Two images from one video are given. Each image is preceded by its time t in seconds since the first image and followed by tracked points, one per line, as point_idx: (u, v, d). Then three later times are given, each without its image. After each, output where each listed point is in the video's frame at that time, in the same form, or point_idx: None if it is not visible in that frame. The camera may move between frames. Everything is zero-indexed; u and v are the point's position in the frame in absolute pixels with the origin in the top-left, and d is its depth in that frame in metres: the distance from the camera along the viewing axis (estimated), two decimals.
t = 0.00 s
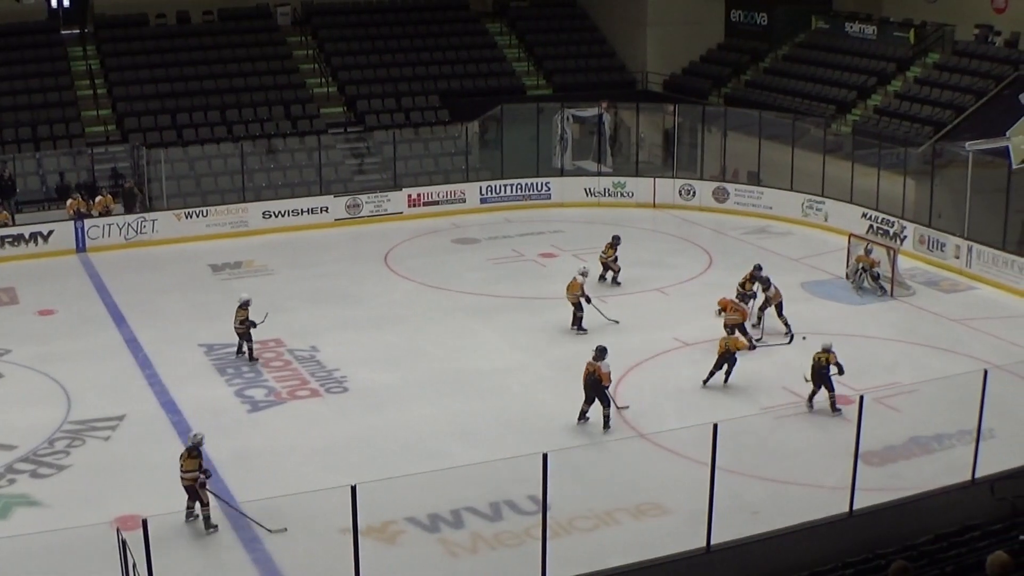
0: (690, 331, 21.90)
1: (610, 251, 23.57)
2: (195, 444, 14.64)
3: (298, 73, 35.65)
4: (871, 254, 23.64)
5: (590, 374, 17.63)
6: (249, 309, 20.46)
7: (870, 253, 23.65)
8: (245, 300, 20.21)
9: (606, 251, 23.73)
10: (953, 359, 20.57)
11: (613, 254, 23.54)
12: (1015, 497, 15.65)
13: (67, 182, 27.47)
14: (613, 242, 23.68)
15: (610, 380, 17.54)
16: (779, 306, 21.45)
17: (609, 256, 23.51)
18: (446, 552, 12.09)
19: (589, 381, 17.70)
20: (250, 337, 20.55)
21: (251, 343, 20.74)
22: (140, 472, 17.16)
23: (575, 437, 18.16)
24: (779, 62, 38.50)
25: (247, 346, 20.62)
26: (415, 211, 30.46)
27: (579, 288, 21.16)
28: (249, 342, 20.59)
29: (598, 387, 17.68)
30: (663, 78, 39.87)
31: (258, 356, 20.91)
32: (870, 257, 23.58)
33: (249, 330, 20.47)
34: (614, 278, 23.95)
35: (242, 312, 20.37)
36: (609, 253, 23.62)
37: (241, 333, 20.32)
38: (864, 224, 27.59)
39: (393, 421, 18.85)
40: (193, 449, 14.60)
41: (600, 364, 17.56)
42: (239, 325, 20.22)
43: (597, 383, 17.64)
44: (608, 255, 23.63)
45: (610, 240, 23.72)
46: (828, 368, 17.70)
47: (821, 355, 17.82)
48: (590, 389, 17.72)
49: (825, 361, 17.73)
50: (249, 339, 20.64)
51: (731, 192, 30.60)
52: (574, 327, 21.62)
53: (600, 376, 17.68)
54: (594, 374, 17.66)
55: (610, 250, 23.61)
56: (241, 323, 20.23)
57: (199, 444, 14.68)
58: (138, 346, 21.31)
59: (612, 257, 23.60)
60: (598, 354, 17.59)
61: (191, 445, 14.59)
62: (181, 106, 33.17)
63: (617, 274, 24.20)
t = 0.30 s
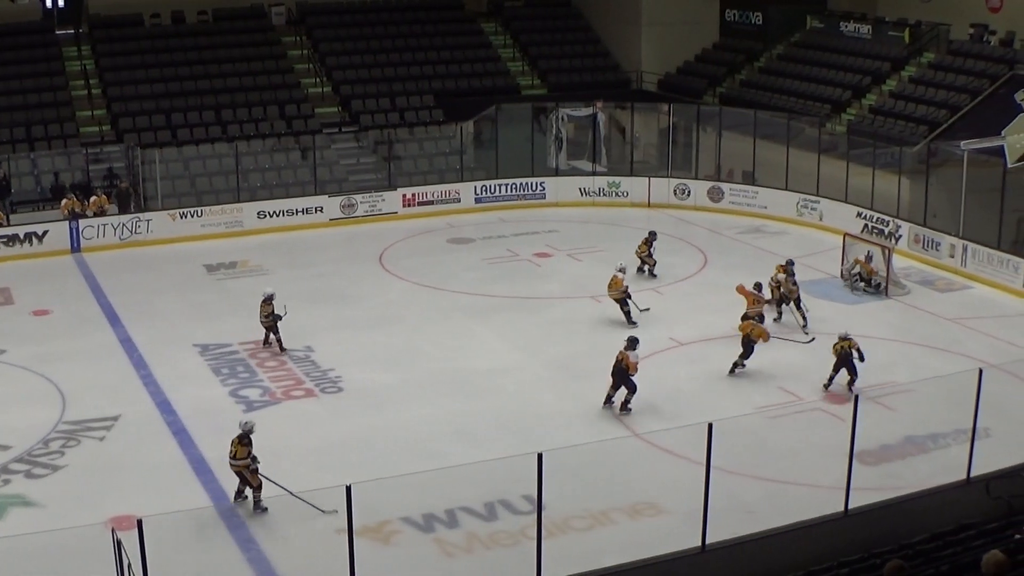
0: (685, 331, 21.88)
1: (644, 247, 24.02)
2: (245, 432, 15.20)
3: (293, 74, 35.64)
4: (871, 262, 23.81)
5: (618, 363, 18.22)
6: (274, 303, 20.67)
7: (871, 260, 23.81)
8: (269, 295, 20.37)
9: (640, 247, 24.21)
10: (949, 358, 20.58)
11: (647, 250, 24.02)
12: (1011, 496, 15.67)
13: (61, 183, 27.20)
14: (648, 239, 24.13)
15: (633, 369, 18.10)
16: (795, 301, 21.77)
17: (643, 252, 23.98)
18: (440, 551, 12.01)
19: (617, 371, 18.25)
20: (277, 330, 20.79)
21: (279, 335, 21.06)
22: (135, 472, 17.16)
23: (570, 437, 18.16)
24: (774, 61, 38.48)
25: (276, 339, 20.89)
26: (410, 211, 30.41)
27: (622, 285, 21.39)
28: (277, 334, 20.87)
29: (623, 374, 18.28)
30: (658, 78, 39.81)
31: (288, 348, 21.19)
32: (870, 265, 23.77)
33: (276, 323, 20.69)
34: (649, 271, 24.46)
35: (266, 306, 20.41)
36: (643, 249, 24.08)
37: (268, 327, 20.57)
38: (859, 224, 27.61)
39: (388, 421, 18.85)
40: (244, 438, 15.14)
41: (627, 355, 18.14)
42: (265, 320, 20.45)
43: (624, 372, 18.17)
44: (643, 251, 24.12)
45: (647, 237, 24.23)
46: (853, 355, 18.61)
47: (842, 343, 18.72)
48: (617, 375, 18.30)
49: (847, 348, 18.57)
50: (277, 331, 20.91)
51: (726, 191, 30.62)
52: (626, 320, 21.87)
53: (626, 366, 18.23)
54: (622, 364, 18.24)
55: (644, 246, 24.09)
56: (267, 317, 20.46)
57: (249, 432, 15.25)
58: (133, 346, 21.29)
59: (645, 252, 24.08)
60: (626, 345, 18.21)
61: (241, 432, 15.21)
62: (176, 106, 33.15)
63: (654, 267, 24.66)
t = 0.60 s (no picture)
0: (672, 330, 21.88)
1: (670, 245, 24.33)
2: (288, 425, 15.45)
3: (278, 74, 35.58)
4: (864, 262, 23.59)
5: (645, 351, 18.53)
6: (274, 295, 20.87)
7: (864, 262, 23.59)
8: (268, 286, 20.54)
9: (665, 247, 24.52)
10: (935, 356, 20.61)
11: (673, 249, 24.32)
12: (996, 494, 15.68)
13: (46, 183, 27.16)
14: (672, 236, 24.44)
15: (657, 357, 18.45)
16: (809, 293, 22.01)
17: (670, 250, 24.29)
18: (425, 551, 12.16)
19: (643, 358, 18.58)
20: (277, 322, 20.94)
21: (278, 329, 21.23)
22: (121, 474, 17.15)
23: (556, 437, 18.17)
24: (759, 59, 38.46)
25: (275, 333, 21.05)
26: (395, 211, 30.39)
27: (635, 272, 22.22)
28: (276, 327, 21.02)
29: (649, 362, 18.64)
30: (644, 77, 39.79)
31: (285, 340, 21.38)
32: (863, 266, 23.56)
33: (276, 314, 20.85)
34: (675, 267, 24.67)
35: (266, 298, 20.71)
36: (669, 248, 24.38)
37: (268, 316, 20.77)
38: (845, 221, 27.67)
39: (373, 421, 18.84)
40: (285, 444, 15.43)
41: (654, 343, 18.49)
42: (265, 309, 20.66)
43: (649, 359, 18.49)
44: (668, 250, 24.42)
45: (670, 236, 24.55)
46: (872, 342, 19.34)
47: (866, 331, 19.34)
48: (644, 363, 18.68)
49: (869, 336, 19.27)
50: (276, 324, 21.10)
51: (711, 190, 30.62)
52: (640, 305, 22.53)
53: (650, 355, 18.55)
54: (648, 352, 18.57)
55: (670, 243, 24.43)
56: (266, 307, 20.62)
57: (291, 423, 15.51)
58: (119, 347, 21.27)
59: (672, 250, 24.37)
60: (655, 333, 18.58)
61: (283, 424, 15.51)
62: (162, 107, 33.10)
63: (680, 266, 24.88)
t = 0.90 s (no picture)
0: (641, 328, 21.90)
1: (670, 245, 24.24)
2: (313, 425, 15.23)
3: (243, 75, 35.46)
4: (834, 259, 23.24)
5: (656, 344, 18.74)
6: (248, 290, 20.95)
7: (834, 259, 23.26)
8: (242, 282, 20.68)
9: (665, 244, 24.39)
10: (906, 352, 20.65)
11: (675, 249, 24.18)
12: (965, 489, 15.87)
13: (12, 188, 26.97)
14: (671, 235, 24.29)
15: (671, 352, 18.66)
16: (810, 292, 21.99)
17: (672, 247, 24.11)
18: (396, 551, 12.25)
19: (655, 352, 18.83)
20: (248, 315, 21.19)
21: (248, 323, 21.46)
22: (88, 477, 17.11)
23: (522, 436, 18.17)
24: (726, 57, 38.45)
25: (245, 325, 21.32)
26: (362, 211, 30.35)
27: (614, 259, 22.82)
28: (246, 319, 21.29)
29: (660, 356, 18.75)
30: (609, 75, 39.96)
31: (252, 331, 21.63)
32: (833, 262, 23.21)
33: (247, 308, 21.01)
34: (681, 264, 24.57)
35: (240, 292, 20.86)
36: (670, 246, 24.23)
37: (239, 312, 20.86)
38: (811, 218, 27.77)
39: (341, 421, 18.84)
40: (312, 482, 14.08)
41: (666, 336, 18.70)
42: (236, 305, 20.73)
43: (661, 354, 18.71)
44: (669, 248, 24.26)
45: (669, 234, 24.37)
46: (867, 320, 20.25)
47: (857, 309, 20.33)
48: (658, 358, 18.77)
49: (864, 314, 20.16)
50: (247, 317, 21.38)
51: (678, 187, 30.70)
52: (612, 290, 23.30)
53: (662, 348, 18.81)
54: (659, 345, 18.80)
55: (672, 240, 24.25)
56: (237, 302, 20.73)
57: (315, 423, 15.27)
58: (87, 350, 21.23)
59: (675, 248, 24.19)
60: (667, 326, 18.77)
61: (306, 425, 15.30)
62: (127, 109, 33.02)
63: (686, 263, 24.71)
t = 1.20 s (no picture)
0: (609, 327, 21.98)
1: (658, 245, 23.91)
2: (330, 427, 14.71)
3: (207, 76, 35.26)
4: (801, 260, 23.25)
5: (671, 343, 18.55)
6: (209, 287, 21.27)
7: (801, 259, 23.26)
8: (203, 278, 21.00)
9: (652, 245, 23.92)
10: (875, 348, 20.75)
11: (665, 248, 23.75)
12: (934, 484, 16.37)
13: None
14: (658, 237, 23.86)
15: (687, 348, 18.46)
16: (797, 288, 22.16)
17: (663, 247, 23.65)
18: (363, 551, 12.54)
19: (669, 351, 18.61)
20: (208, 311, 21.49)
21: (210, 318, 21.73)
22: (54, 481, 17.07)
23: (488, 434, 18.23)
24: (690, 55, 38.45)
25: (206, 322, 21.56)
26: (326, 212, 30.18)
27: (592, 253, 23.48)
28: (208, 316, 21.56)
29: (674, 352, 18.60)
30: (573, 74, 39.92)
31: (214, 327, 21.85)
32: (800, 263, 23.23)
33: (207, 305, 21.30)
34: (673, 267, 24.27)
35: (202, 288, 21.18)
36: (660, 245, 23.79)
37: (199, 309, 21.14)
38: (777, 215, 28.21)
39: (309, 422, 18.88)
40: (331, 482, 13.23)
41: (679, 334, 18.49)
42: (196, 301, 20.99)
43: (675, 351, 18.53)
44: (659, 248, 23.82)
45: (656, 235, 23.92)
46: (862, 305, 21.11)
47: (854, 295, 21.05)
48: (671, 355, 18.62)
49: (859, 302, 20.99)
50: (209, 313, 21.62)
51: (643, 186, 30.90)
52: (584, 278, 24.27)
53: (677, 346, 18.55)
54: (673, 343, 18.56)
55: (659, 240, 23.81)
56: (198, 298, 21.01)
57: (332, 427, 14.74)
58: (52, 353, 21.17)
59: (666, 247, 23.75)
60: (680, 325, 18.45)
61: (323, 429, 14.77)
62: (92, 111, 32.89)
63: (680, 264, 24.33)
